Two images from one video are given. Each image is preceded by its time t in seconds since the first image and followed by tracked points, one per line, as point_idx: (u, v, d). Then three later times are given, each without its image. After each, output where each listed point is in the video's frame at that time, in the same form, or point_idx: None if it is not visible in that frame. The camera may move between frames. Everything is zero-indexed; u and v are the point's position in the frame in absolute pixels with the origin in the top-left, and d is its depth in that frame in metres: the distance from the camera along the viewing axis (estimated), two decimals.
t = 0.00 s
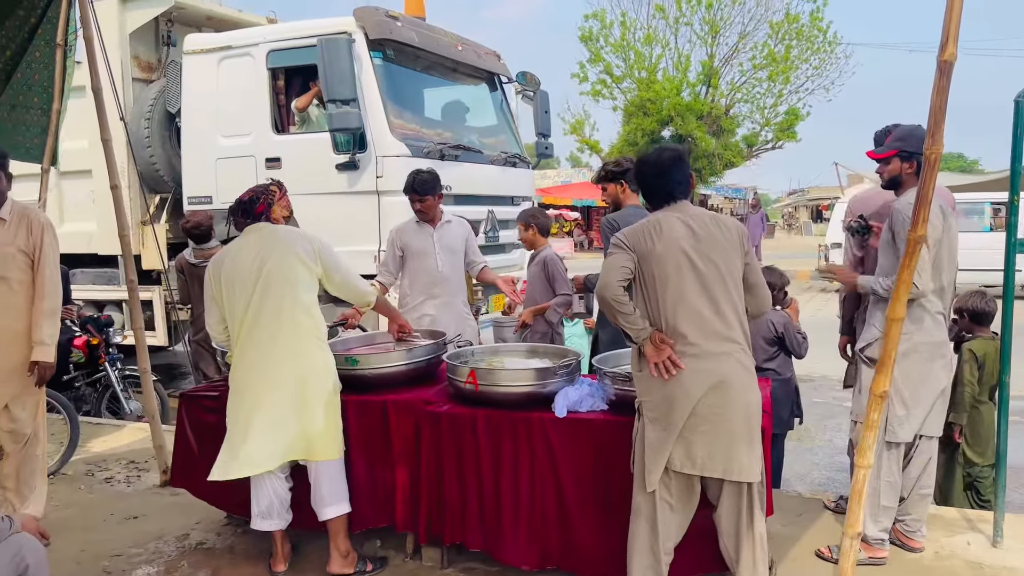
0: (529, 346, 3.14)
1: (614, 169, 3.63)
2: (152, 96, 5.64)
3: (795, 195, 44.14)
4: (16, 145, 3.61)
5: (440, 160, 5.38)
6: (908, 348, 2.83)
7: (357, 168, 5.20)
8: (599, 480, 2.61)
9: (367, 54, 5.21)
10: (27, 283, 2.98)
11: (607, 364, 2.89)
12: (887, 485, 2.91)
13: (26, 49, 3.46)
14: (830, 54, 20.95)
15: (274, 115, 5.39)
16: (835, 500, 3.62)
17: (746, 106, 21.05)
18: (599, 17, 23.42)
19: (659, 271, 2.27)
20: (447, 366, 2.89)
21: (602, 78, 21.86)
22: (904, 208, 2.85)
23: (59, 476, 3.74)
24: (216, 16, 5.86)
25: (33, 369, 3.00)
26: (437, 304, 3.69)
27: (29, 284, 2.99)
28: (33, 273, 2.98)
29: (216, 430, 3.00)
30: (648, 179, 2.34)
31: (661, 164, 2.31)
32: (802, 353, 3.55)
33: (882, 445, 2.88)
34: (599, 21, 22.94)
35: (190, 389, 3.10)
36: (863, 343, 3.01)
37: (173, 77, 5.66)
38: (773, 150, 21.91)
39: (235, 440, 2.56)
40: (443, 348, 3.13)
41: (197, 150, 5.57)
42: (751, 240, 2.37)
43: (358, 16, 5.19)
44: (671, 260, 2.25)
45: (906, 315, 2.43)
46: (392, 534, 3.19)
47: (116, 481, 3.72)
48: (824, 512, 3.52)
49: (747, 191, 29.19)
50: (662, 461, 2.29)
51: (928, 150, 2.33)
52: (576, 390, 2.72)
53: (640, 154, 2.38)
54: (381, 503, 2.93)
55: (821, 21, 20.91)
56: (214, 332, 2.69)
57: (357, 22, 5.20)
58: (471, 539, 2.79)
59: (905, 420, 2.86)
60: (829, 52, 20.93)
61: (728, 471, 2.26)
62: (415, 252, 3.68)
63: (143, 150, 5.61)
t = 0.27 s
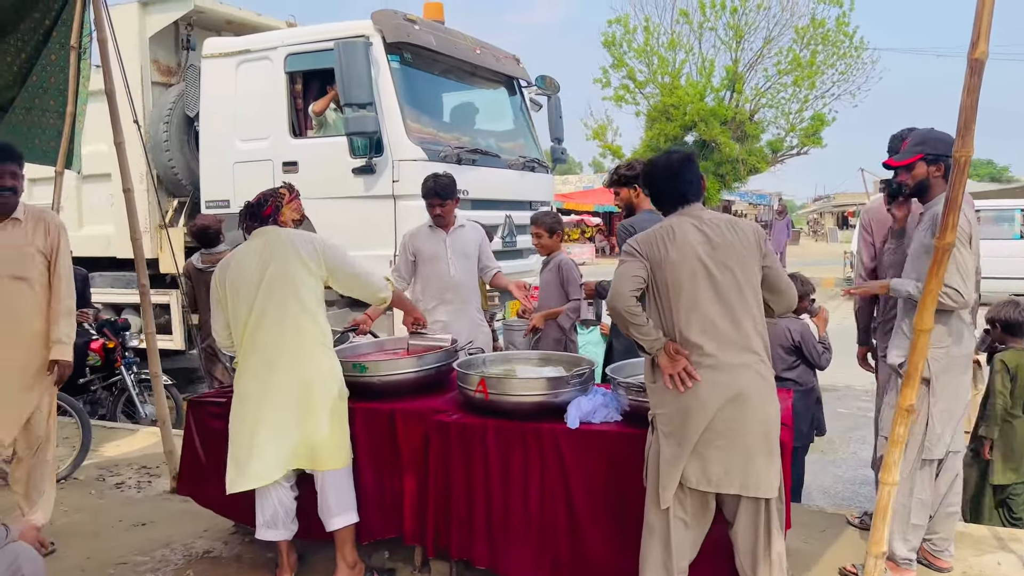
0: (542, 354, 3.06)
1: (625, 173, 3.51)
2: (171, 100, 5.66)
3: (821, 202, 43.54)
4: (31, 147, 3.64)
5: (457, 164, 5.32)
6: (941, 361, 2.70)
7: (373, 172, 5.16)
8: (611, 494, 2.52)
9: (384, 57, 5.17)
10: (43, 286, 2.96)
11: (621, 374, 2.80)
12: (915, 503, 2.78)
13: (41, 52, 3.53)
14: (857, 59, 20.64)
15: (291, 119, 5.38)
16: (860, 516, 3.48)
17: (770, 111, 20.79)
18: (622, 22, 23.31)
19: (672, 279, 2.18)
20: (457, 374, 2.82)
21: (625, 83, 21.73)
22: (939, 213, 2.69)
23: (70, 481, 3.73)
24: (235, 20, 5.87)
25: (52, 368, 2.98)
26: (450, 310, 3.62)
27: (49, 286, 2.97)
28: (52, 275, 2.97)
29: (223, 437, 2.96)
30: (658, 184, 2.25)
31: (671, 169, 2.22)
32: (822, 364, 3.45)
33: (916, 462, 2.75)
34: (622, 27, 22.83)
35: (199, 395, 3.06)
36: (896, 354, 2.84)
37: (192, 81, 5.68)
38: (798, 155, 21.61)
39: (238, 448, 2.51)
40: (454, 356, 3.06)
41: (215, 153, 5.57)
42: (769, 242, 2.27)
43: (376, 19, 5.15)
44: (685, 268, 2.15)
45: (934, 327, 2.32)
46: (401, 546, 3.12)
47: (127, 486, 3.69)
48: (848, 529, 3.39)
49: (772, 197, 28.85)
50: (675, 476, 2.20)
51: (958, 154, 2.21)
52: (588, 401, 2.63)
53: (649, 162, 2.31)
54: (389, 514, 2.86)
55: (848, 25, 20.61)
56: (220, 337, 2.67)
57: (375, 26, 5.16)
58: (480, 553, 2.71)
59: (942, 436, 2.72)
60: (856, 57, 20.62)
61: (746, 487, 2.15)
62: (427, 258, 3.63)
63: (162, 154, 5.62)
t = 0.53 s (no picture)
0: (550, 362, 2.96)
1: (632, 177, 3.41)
2: (188, 103, 5.67)
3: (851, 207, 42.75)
4: (42, 150, 3.63)
5: (472, 167, 5.23)
6: (967, 375, 2.55)
7: (387, 174, 5.10)
8: (617, 509, 2.41)
9: (398, 59, 5.11)
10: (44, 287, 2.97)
11: (630, 384, 2.69)
12: (941, 525, 2.62)
13: (52, 53, 3.52)
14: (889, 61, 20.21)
15: (307, 122, 5.35)
16: (882, 533, 3.33)
17: (799, 114, 20.43)
18: (649, 25, 23.11)
19: (678, 288, 2.07)
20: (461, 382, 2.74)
21: (651, 87, 21.52)
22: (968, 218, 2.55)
23: (78, 486, 3.72)
24: (253, 23, 5.87)
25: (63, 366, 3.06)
26: (459, 315, 3.54)
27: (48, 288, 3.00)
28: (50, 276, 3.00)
29: (223, 444, 2.91)
30: (660, 187, 2.15)
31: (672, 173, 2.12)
32: (842, 373, 3.30)
33: (941, 482, 2.59)
34: (649, 30, 22.63)
35: (201, 402, 3.02)
36: (919, 371, 2.68)
37: (209, 84, 5.68)
38: (827, 160, 21.20)
39: (232, 453, 2.47)
40: (459, 363, 2.98)
41: (231, 156, 5.56)
42: (782, 245, 2.15)
43: (391, 20, 5.10)
44: (690, 276, 2.05)
45: (957, 338, 2.17)
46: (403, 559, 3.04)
47: (133, 492, 3.67)
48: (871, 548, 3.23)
49: (800, 202, 28.43)
50: (682, 492, 2.08)
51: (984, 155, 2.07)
52: (595, 411, 2.53)
53: (652, 164, 2.20)
54: (389, 526, 2.78)
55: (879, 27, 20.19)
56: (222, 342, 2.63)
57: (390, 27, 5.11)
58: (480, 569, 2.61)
59: (968, 454, 2.58)
60: (887, 60, 20.19)
61: (759, 506, 2.03)
62: (435, 262, 3.55)
63: (179, 157, 5.63)
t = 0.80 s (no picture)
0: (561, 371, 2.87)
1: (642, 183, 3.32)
2: (207, 105, 5.69)
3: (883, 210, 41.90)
4: (57, 151, 3.67)
5: (489, 170, 5.16)
6: (989, 393, 2.43)
7: (403, 177, 5.05)
8: (626, 528, 2.31)
9: (415, 60, 5.05)
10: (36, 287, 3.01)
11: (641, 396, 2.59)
12: (967, 549, 2.49)
13: (66, 54, 3.52)
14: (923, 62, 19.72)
15: (324, 124, 5.33)
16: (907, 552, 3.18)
17: (829, 116, 20.04)
18: (676, 26, 22.87)
19: (688, 298, 1.96)
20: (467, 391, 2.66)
21: (678, 88, 21.30)
22: (993, 221, 2.44)
23: (89, 490, 3.72)
24: (272, 25, 5.86)
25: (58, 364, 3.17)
26: (470, 321, 3.47)
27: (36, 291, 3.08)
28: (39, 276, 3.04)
29: (228, 452, 2.87)
30: (666, 192, 2.05)
31: (680, 176, 2.00)
32: (866, 382, 3.16)
33: (966, 505, 2.46)
34: (676, 31, 22.40)
35: (206, 408, 2.98)
36: (942, 388, 2.57)
37: (227, 86, 5.68)
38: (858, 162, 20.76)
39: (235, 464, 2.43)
40: (467, 372, 2.90)
41: (249, 158, 5.55)
42: (801, 248, 2.03)
43: (408, 21, 5.04)
44: (700, 286, 1.94)
45: (987, 353, 1.97)
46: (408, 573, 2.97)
47: (143, 497, 3.66)
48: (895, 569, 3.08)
49: (830, 205, 27.90)
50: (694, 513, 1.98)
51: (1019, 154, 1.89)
52: (605, 423, 2.42)
53: (657, 168, 2.09)
54: (394, 538, 2.71)
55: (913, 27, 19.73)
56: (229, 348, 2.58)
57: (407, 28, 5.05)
58: None
59: (992, 476, 2.45)
60: (921, 60, 19.71)
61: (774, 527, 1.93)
62: (447, 265, 3.48)
63: (197, 159, 5.64)
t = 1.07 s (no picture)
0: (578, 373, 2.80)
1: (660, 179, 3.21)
2: (225, 103, 5.69)
3: (912, 210, 41.14)
4: (76, 150, 3.74)
5: (507, 168, 5.08)
6: None
7: (421, 175, 5.00)
8: (643, 535, 2.23)
9: (433, 57, 5.00)
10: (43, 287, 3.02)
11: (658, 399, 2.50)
12: (1001, 564, 2.37)
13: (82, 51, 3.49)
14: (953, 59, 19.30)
15: (341, 122, 5.30)
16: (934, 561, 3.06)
17: (856, 114, 19.68)
18: (700, 24, 22.62)
19: (710, 298, 1.87)
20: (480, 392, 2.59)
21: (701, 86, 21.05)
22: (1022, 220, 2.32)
23: (104, 489, 3.72)
24: (290, 23, 5.85)
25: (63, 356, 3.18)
26: (485, 320, 3.40)
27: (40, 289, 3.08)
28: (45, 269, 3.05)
29: (239, 453, 2.83)
30: (687, 187, 1.96)
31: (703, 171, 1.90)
32: (891, 388, 3.02)
33: (1000, 517, 2.34)
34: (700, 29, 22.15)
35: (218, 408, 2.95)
36: (975, 394, 2.45)
37: (246, 84, 5.67)
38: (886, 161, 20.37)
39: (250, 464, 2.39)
40: (481, 373, 2.84)
41: (266, 156, 5.54)
42: (826, 245, 1.94)
43: (425, 17, 4.99)
44: (722, 286, 1.85)
45: None
46: None
47: (158, 496, 3.64)
48: None
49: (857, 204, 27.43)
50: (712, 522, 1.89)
51: None
52: (621, 427, 2.34)
53: (678, 164, 2.00)
54: (406, 543, 2.65)
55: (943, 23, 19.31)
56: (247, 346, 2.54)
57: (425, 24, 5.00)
58: None
59: None
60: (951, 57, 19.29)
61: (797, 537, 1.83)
62: (463, 264, 3.41)
63: (216, 157, 5.64)
